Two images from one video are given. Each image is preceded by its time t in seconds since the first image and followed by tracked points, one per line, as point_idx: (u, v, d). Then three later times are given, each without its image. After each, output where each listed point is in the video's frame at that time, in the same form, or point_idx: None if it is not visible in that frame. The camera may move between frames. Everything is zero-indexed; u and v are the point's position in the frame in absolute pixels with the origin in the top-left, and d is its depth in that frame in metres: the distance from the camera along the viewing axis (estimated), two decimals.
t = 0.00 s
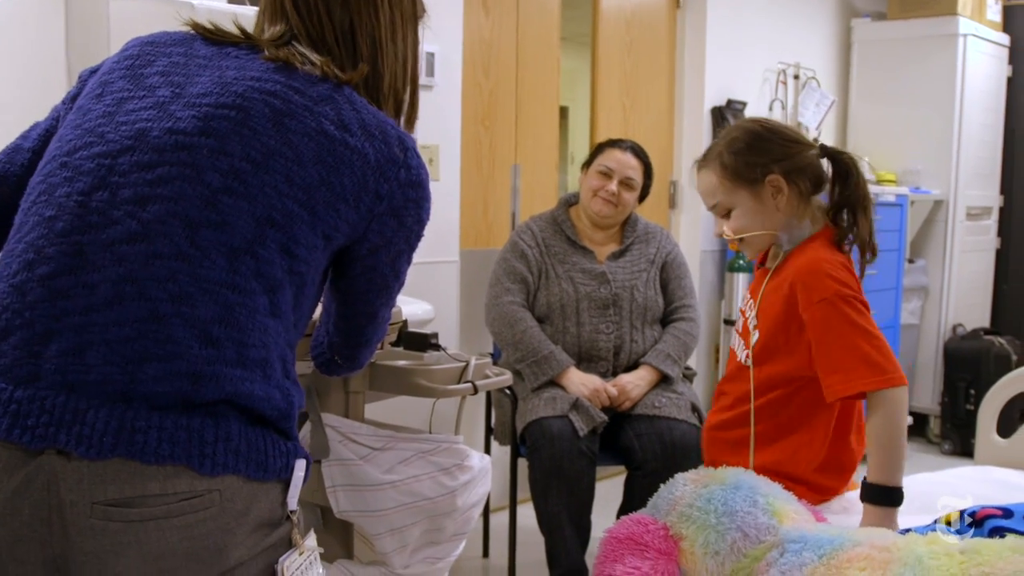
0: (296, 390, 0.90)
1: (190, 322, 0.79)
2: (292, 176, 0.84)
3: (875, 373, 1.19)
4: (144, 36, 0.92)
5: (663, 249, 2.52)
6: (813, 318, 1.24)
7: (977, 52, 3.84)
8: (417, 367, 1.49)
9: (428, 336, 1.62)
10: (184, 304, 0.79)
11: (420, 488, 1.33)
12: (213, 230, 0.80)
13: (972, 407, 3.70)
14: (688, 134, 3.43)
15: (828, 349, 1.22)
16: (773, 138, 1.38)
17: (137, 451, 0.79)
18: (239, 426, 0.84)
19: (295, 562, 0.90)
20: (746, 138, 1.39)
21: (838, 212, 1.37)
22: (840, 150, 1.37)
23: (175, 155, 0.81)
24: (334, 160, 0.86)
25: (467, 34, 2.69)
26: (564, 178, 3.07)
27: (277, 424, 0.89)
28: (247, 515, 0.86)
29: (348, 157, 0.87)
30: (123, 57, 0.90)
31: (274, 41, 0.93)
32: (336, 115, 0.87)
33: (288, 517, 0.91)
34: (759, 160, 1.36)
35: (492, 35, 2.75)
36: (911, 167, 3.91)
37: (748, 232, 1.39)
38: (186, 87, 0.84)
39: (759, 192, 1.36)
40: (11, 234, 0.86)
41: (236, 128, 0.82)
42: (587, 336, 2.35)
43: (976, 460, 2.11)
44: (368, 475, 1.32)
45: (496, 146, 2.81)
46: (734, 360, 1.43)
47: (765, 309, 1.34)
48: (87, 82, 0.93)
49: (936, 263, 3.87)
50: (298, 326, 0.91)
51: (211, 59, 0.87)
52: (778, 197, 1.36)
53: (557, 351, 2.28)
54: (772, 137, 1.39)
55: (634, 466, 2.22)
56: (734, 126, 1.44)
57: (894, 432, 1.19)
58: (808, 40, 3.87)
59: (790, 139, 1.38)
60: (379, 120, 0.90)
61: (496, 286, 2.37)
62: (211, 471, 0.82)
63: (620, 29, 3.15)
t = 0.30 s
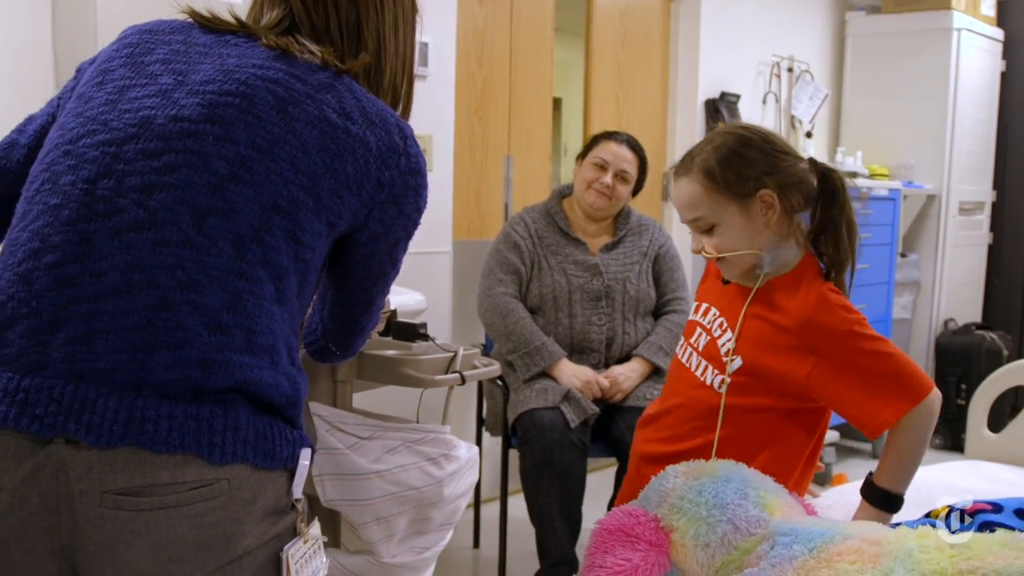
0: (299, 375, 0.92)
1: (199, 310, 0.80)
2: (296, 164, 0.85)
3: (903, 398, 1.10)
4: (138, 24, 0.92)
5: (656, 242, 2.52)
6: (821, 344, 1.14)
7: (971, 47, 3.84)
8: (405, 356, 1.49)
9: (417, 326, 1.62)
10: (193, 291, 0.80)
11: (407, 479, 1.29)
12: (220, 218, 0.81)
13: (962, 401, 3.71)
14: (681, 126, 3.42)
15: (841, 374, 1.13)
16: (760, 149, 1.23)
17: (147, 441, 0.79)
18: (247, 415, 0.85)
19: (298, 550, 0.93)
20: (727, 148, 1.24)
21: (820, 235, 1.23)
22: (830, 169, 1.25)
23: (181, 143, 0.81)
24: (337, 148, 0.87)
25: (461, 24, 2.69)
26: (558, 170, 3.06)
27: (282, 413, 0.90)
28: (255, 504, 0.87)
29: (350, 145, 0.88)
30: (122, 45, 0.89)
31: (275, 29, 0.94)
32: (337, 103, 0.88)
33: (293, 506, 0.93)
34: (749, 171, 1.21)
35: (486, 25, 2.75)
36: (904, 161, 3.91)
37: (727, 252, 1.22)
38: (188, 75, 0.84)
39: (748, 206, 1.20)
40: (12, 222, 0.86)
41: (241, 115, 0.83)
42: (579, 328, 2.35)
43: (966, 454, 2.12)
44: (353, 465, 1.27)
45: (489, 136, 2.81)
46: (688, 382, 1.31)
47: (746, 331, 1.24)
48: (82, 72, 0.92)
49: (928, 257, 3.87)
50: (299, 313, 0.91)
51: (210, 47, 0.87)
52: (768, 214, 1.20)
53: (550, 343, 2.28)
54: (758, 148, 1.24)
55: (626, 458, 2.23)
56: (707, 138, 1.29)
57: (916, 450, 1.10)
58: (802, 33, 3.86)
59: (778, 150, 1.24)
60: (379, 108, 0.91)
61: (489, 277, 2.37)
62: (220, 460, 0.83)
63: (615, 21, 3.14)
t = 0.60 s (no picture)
0: (313, 377, 0.92)
1: (214, 306, 0.80)
2: (305, 160, 0.85)
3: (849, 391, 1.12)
4: (140, 24, 0.92)
5: (652, 238, 2.52)
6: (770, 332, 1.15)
7: (967, 42, 3.84)
8: (396, 352, 1.49)
9: (408, 322, 1.62)
10: (207, 288, 0.80)
11: (399, 473, 1.26)
12: (232, 215, 0.81)
13: (958, 396, 3.72)
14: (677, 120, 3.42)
15: (792, 366, 1.14)
16: (717, 148, 1.24)
17: (166, 439, 0.80)
18: (263, 411, 0.86)
19: (313, 545, 0.92)
20: (686, 151, 1.25)
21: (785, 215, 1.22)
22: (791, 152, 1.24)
23: (192, 141, 0.81)
24: (344, 144, 0.87)
25: (457, 19, 2.68)
26: (555, 165, 3.07)
27: (296, 407, 0.91)
28: (272, 500, 0.87)
29: (356, 141, 0.88)
30: (126, 43, 0.89)
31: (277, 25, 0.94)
32: (342, 99, 0.89)
33: (306, 503, 0.93)
34: (703, 177, 1.23)
35: (482, 21, 2.75)
36: (900, 155, 3.91)
37: (702, 252, 1.27)
38: (195, 73, 0.85)
39: (711, 210, 1.24)
40: (21, 223, 0.86)
41: (250, 112, 0.83)
42: (575, 323, 2.35)
43: (963, 448, 2.12)
44: (345, 459, 1.22)
45: (485, 132, 2.80)
46: (675, 364, 1.33)
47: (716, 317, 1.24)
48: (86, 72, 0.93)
49: (924, 252, 3.88)
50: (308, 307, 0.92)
51: (215, 45, 0.88)
52: (732, 215, 1.23)
53: (545, 338, 2.28)
54: (716, 146, 1.24)
55: (622, 452, 2.23)
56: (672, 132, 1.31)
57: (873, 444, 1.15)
58: (797, 28, 3.86)
59: (737, 146, 1.24)
60: (382, 104, 0.92)
61: (484, 273, 2.37)
62: (237, 458, 0.83)
63: (610, 18, 3.14)
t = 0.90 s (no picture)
0: (322, 369, 0.92)
1: (219, 301, 0.82)
2: (304, 151, 0.86)
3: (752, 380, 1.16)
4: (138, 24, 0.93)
5: (644, 231, 2.52)
6: (697, 313, 1.21)
7: (957, 33, 3.84)
8: (384, 347, 1.48)
9: (396, 317, 1.63)
10: (212, 284, 0.81)
11: (385, 468, 1.22)
12: (234, 211, 0.83)
13: (951, 386, 3.73)
14: (669, 114, 3.42)
15: (711, 348, 1.19)
16: (726, 145, 1.27)
17: (175, 435, 0.81)
18: (272, 405, 0.87)
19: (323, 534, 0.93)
20: (698, 144, 1.29)
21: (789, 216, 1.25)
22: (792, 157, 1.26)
23: (191, 140, 0.83)
24: (341, 134, 0.88)
25: (448, 14, 2.68)
26: (546, 159, 3.07)
27: (306, 399, 0.91)
28: (283, 491, 0.89)
29: (353, 130, 0.89)
30: (125, 45, 0.91)
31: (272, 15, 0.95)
32: (337, 91, 0.89)
33: (317, 493, 0.93)
34: (704, 171, 1.27)
35: (472, 16, 2.75)
36: (892, 147, 3.92)
37: (703, 243, 1.30)
38: (192, 72, 0.86)
39: (711, 203, 1.27)
40: (30, 229, 0.88)
41: (247, 108, 0.84)
42: (568, 317, 2.35)
43: (956, 439, 2.13)
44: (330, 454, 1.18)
45: (477, 127, 2.81)
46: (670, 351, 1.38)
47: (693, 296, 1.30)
48: (86, 76, 0.94)
49: (916, 243, 3.88)
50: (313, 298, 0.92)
51: (210, 43, 0.89)
52: (731, 210, 1.26)
53: (539, 333, 2.28)
54: (725, 143, 1.27)
55: (616, 446, 2.23)
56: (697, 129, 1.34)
57: (796, 440, 1.17)
58: (787, 20, 3.86)
59: (746, 145, 1.27)
60: (377, 94, 0.93)
61: (477, 268, 2.37)
62: (248, 451, 0.85)
63: (601, 12, 3.14)
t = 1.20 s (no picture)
0: (323, 362, 0.91)
1: (220, 287, 0.82)
2: (299, 138, 0.86)
3: (737, 353, 1.17)
4: (136, 25, 0.94)
5: (639, 225, 2.52)
6: (692, 287, 1.22)
7: (950, 25, 3.84)
8: (373, 343, 1.49)
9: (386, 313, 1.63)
10: (213, 271, 0.82)
11: (377, 464, 1.22)
12: (233, 199, 0.83)
13: (947, 378, 3.73)
14: (662, 108, 3.42)
15: (702, 322, 1.20)
16: (736, 124, 1.31)
17: (174, 415, 0.82)
18: (270, 389, 0.86)
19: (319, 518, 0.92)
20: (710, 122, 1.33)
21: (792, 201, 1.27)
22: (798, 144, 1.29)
23: (191, 133, 0.84)
24: (335, 119, 0.88)
25: (439, 10, 2.68)
26: (541, 154, 3.06)
27: (306, 383, 0.91)
28: (276, 475, 0.88)
29: (350, 113, 0.89)
30: (125, 46, 0.92)
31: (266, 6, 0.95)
32: (330, 77, 0.89)
33: (317, 479, 0.93)
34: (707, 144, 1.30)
35: (465, 11, 2.74)
36: (886, 139, 3.92)
37: (698, 217, 1.33)
38: (189, 68, 0.87)
39: (711, 176, 1.30)
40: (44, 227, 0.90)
41: (243, 99, 0.85)
42: (563, 313, 2.35)
43: (953, 430, 2.12)
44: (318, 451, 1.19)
45: (470, 122, 2.81)
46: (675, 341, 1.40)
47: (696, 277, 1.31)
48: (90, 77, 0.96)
49: (910, 235, 3.89)
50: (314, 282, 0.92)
51: (206, 39, 0.89)
52: (728, 183, 1.29)
53: (533, 328, 2.28)
54: (735, 123, 1.31)
55: (612, 441, 2.23)
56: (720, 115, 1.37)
57: (779, 417, 1.18)
58: (780, 13, 3.86)
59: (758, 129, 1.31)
60: (370, 78, 0.92)
61: (471, 264, 2.37)
62: (243, 433, 0.84)
63: (594, 6, 3.14)
